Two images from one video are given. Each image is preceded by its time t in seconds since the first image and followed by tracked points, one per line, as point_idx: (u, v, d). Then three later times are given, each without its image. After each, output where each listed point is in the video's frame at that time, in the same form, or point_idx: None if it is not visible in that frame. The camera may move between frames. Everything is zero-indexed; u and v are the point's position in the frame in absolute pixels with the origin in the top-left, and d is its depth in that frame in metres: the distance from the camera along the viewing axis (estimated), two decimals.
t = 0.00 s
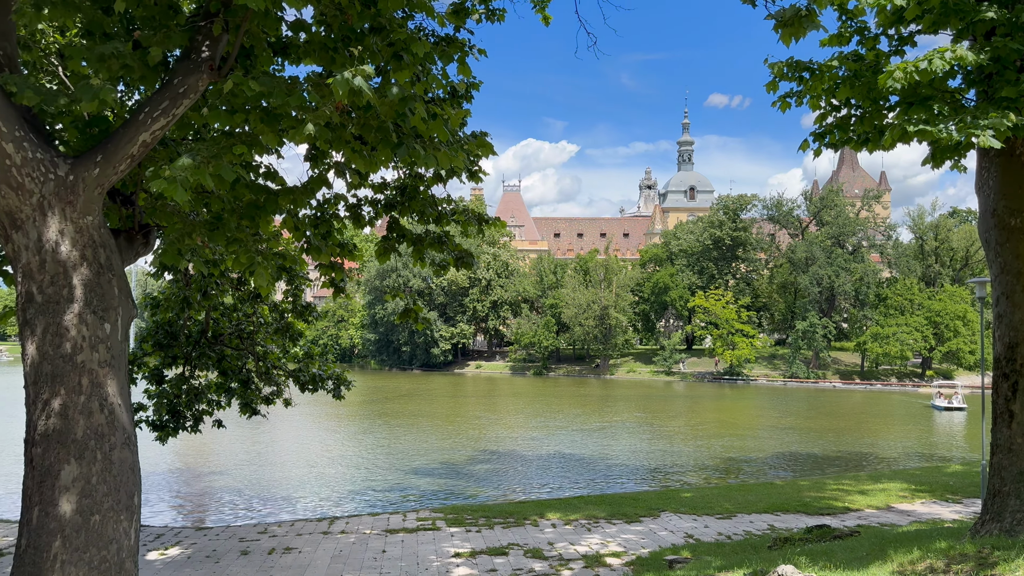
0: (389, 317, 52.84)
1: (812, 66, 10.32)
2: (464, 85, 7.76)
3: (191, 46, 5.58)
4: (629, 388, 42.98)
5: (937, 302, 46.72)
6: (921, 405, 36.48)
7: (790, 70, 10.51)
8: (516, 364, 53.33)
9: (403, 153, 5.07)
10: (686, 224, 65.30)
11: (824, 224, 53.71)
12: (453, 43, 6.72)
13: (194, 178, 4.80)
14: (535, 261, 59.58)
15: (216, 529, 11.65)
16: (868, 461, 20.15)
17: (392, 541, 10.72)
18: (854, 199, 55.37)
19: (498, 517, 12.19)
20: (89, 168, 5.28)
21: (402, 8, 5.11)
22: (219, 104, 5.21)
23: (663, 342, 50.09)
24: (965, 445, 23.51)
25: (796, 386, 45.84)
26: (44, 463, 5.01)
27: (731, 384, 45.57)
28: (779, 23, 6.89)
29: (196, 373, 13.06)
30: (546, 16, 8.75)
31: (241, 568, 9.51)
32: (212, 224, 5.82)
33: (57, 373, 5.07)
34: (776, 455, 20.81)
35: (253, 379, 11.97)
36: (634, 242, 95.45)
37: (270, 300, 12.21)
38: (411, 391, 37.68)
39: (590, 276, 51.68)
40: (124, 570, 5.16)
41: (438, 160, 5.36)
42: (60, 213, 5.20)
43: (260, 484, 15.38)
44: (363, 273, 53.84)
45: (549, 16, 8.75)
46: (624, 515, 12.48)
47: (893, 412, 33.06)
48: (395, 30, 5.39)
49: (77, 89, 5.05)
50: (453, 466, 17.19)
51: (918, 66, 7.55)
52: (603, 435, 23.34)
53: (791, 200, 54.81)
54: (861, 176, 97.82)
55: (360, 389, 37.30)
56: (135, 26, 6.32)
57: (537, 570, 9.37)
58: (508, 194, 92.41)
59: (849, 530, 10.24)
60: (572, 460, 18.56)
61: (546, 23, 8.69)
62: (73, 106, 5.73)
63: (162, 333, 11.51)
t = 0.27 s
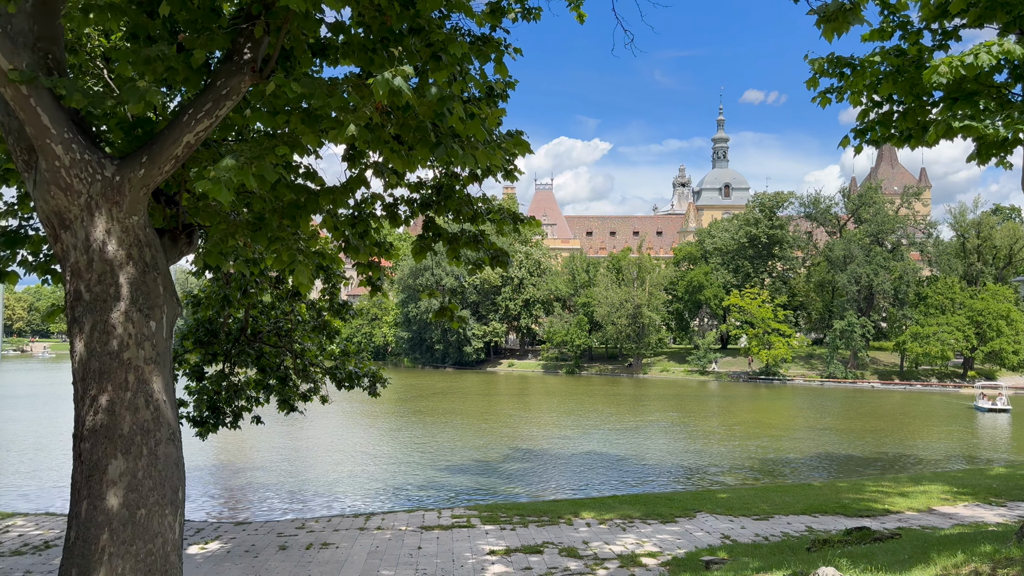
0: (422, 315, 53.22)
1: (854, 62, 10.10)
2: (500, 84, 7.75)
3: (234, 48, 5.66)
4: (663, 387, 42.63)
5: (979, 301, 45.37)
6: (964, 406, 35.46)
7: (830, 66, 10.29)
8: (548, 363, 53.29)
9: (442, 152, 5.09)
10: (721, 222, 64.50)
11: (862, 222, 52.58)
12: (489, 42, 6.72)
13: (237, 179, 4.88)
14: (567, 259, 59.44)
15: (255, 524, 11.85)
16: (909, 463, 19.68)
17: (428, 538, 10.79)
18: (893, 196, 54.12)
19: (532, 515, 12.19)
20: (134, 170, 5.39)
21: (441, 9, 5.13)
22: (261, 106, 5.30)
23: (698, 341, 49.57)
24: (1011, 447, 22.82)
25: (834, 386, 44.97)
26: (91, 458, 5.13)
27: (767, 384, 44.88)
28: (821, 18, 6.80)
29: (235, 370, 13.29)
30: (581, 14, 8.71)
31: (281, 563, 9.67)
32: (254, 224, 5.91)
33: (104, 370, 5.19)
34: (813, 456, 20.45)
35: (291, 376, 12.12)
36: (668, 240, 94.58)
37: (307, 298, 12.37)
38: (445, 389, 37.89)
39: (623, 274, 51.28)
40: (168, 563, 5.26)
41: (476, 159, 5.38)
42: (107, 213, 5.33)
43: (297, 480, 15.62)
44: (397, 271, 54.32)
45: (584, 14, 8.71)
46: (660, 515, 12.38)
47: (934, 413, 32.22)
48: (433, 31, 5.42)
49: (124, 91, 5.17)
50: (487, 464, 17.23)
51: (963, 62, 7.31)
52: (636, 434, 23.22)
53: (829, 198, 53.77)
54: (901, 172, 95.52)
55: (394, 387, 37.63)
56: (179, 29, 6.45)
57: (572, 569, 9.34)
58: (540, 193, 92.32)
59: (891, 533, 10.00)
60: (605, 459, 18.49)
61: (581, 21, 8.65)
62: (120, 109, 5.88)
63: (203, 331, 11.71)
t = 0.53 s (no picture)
0: (451, 313, 53.48)
1: (893, 57, 9.89)
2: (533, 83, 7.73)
3: (272, 49, 5.74)
4: (693, 386, 42.27)
5: (1018, 299, 44.11)
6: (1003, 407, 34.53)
7: (868, 61, 10.09)
8: (577, 361, 53.18)
9: (477, 150, 5.11)
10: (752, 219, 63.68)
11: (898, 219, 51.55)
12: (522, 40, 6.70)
13: (276, 178, 4.95)
14: (596, 257, 59.23)
15: (289, 519, 12.03)
16: (946, 464, 19.24)
17: (459, 534, 10.84)
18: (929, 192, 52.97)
19: (563, 513, 12.17)
20: (176, 169, 5.50)
21: (477, 7, 5.14)
22: (299, 107, 5.37)
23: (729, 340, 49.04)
24: None
25: (868, 385, 44.13)
26: (134, 453, 5.24)
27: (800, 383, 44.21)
28: (861, 12, 6.78)
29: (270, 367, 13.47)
30: (613, 11, 8.66)
31: (316, 557, 9.80)
32: (292, 224, 5.99)
33: (146, 366, 5.29)
34: (847, 456, 20.11)
35: (324, 373, 12.32)
36: (698, 237, 93.72)
37: (340, 296, 12.49)
38: (473, 387, 38.06)
39: (653, 272, 50.94)
40: (209, 557, 5.33)
41: (512, 157, 5.40)
42: (149, 212, 5.44)
43: (329, 476, 15.80)
44: (426, 269, 54.66)
45: (616, 11, 8.65)
46: (692, 515, 12.27)
47: (972, 414, 31.43)
48: (469, 30, 5.46)
49: (166, 92, 5.27)
50: (517, 462, 17.24)
51: (1007, 56, 7.18)
52: (666, 433, 23.06)
53: (863, 194, 52.78)
54: (937, 168, 93.38)
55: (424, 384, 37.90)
56: (218, 31, 6.55)
57: (604, 567, 9.31)
58: (569, 191, 92.16)
59: (929, 535, 9.78)
60: (636, 458, 18.38)
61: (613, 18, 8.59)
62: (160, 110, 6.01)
63: (238, 327, 11.83)
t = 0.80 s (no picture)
0: (474, 310, 53.60)
1: (925, 52, 9.70)
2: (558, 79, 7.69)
3: (302, 49, 5.78)
4: (718, 384, 41.93)
5: None
6: None
7: (899, 56, 9.91)
8: (600, 359, 53.04)
9: (505, 148, 5.11)
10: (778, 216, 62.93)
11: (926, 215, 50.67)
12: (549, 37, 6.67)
13: (307, 178, 5.00)
14: (619, 254, 58.97)
15: (316, 514, 12.16)
16: (976, 463, 18.87)
17: (485, 531, 10.86)
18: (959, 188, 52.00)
19: (588, 510, 12.16)
20: (208, 169, 5.58)
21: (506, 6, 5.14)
22: (330, 106, 5.42)
23: (754, 338, 48.57)
24: None
25: (895, 384, 43.43)
26: (168, 448, 5.31)
27: (826, 382, 43.66)
28: (894, 7, 6.67)
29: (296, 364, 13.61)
30: (639, 7, 8.58)
31: (343, 552, 9.89)
32: (321, 222, 6.04)
33: (180, 363, 5.37)
34: (874, 455, 19.80)
35: (350, 370, 12.45)
36: (722, 234, 92.87)
37: (366, 294, 12.59)
38: (496, 384, 38.16)
39: (676, 269, 50.56)
40: (241, 552, 5.39)
41: (540, 155, 5.41)
42: (182, 211, 5.53)
43: (354, 472, 15.95)
44: (449, 267, 54.82)
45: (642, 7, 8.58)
46: (718, 514, 12.18)
47: (1003, 412, 30.79)
48: (498, 29, 5.48)
49: (199, 93, 5.36)
50: (541, 459, 17.25)
51: None
52: (691, 432, 22.92)
53: (891, 190, 51.92)
54: (966, 164, 91.54)
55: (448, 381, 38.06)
56: (248, 32, 6.63)
57: (630, 566, 9.27)
58: (592, 188, 91.85)
59: (960, 534, 9.60)
60: (661, 456, 18.30)
61: (639, 14, 8.52)
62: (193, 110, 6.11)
63: (266, 324, 11.93)
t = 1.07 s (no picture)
0: (491, 308, 53.68)
1: (949, 46, 9.55)
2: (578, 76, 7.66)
3: (324, 48, 5.82)
4: (737, 382, 41.67)
5: None
6: None
7: (923, 50, 9.77)
8: (617, 356, 52.90)
9: (527, 146, 5.12)
10: (797, 212, 62.35)
11: (948, 211, 50.01)
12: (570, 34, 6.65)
13: (331, 176, 5.04)
14: (636, 251, 58.77)
15: (336, 511, 12.23)
16: (1000, 462, 18.59)
17: (504, 528, 10.89)
18: (981, 184, 51.26)
19: (608, 508, 12.14)
20: (233, 167, 5.64)
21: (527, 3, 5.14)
22: (353, 104, 5.46)
23: (772, 335, 48.20)
24: None
25: (917, 381, 42.91)
26: (194, 444, 5.35)
27: (846, 379, 43.23)
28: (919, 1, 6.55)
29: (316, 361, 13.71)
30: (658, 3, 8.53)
31: (364, 549, 9.95)
32: (344, 221, 6.08)
33: (205, 361, 5.43)
34: (895, 453, 19.57)
35: (370, 367, 12.51)
36: (740, 231, 92.20)
37: (386, 291, 12.66)
38: (513, 382, 38.18)
39: (694, 266, 50.27)
40: (267, 548, 5.42)
41: (561, 152, 5.42)
42: (207, 210, 5.59)
43: (374, 469, 16.04)
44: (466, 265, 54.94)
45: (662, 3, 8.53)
46: (738, 512, 12.11)
47: None
48: (520, 27, 5.49)
49: (224, 93, 5.40)
50: (559, 457, 17.24)
51: None
52: (710, 429, 22.82)
53: (911, 186, 51.27)
54: (988, 159, 90.14)
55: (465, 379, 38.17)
56: (270, 31, 6.68)
57: (651, 563, 9.25)
58: (609, 185, 91.56)
59: (985, 533, 9.48)
60: (679, 454, 18.23)
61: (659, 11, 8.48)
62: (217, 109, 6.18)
63: (286, 322, 12.03)
